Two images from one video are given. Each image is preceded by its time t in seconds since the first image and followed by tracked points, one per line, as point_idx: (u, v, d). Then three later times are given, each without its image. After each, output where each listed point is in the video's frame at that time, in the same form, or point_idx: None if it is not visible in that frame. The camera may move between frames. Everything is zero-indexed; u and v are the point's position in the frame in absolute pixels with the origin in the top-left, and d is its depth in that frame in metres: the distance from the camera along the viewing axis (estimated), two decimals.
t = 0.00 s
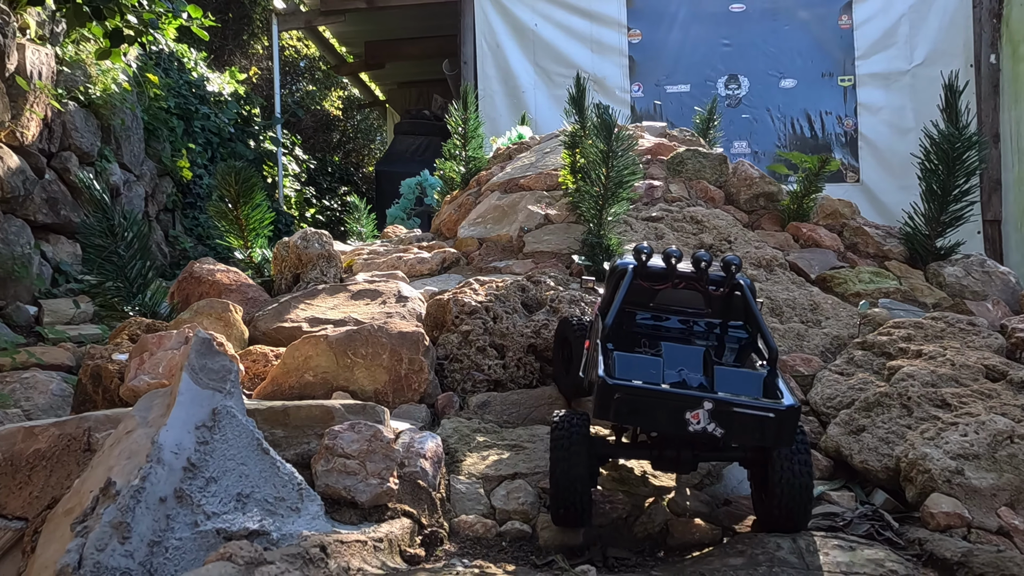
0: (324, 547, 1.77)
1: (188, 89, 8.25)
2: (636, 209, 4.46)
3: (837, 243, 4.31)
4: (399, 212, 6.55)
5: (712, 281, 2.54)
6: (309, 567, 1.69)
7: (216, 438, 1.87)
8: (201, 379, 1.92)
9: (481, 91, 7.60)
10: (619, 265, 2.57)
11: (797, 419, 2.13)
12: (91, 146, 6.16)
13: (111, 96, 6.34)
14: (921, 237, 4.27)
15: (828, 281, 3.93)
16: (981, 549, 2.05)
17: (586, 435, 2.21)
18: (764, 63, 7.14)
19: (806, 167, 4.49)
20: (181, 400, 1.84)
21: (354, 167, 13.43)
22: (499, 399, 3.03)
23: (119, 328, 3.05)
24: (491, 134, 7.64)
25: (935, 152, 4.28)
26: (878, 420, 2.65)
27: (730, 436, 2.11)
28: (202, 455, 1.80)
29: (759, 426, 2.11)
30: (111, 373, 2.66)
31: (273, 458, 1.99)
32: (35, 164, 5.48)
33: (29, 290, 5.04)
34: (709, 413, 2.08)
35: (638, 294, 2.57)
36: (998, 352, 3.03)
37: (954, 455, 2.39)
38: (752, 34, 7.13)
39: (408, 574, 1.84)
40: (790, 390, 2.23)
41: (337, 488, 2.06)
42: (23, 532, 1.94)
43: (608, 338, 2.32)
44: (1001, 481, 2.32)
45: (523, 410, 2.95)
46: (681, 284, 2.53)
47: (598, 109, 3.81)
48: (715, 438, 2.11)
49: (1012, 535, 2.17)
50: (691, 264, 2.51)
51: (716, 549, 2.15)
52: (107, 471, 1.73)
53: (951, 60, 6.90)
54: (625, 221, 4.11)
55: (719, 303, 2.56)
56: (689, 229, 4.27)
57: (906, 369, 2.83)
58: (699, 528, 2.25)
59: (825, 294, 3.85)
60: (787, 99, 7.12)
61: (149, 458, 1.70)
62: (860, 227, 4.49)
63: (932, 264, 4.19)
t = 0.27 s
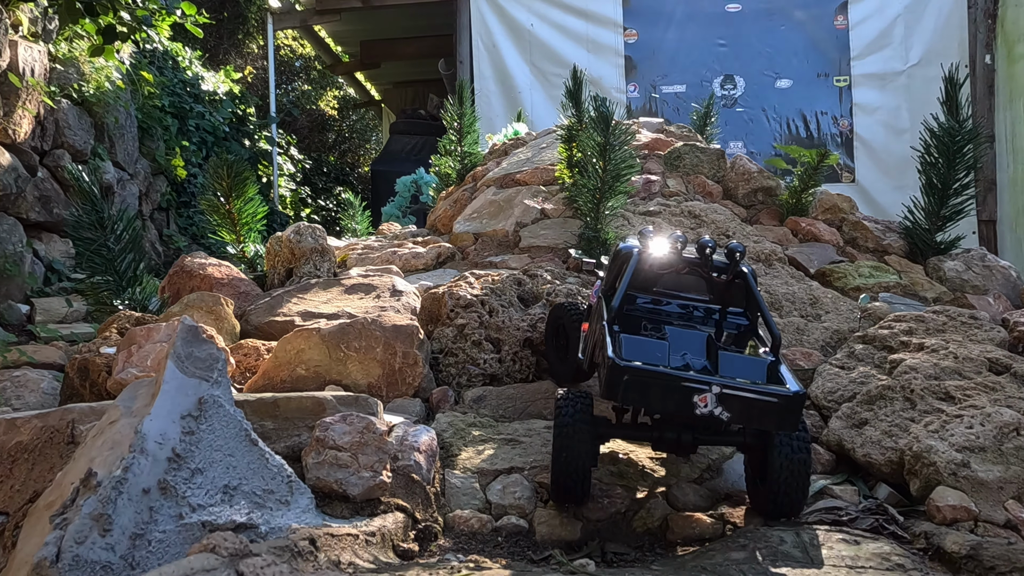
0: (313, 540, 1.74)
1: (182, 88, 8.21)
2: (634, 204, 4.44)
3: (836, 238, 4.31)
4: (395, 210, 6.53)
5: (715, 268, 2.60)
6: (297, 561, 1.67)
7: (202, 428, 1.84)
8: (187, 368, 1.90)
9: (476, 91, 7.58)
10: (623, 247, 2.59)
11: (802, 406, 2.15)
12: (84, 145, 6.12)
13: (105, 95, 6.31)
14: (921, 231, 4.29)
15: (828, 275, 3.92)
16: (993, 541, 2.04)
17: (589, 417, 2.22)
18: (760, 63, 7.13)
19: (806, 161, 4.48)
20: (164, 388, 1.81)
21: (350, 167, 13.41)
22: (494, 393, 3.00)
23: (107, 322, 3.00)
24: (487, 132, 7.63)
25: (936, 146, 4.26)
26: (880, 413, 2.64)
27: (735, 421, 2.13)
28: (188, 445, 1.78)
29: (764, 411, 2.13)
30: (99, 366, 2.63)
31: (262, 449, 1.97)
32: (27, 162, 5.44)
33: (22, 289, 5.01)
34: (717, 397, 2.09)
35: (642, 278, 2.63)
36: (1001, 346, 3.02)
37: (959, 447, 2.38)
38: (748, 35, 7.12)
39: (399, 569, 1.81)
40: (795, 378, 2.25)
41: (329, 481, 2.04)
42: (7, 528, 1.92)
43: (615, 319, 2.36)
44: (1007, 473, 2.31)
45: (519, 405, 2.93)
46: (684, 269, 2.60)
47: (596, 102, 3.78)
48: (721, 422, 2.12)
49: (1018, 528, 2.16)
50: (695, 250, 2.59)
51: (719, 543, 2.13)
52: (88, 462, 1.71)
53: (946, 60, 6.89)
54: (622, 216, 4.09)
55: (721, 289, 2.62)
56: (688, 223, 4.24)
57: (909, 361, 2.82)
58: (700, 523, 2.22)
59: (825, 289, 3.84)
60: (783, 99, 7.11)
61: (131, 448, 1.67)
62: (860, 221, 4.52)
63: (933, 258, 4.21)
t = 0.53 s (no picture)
0: (299, 530, 1.73)
1: (177, 87, 8.17)
2: (631, 197, 4.42)
3: (834, 231, 4.30)
4: (390, 208, 6.51)
5: (723, 254, 2.59)
6: (282, 550, 1.65)
7: (185, 415, 1.81)
8: (172, 354, 1.86)
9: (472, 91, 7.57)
10: (632, 228, 2.59)
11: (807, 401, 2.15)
12: (77, 143, 6.08)
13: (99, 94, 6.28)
14: (920, 225, 4.29)
15: (826, 269, 3.91)
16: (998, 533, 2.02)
17: (590, 400, 2.24)
18: (756, 64, 7.12)
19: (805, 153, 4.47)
20: (147, 373, 1.78)
21: (345, 167, 13.38)
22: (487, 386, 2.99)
23: (95, 315, 3.00)
24: (482, 129, 7.62)
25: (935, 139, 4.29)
26: (880, 404, 2.63)
27: (738, 411, 2.15)
28: (170, 434, 1.75)
29: (769, 403, 2.14)
30: (85, 359, 2.61)
31: (248, 438, 1.93)
32: (20, 160, 5.41)
33: (15, 287, 4.97)
34: (721, 386, 2.12)
35: (648, 259, 2.61)
36: (1001, 338, 3.02)
37: (962, 438, 2.36)
38: (744, 35, 7.11)
39: (389, 560, 1.80)
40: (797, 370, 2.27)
41: (317, 472, 2.00)
42: None
43: (622, 300, 2.37)
44: (1010, 464, 2.29)
45: (514, 398, 2.91)
46: (692, 254, 2.59)
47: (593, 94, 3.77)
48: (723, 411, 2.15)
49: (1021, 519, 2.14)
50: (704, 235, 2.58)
51: (717, 537, 2.12)
52: (68, 450, 1.68)
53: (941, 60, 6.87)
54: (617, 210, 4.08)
55: (726, 276, 2.61)
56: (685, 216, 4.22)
57: (909, 353, 2.81)
58: (698, 516, 2.21)
59: (823, 283, 3.83)
60: (778, 100, 7.11)
61: (111, 435, 1.64)
62: (857, 216, 4.49)
63: (931, 251, 4.21)
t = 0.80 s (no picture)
0: (287, 525, 1.69)
1: (172, 86, 8.13)
2: (629, 193, 4.41)
3: (833, 227, 4.29)
4: (386, 206, 6.49)
5: (724, 241, 2.64)
6: (269, 545, 1.61)
7: (170, 407, 1.79)
8: (157, 344, 1.83)
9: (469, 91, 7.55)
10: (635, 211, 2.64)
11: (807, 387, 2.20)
12: (72, 141, 6.05)
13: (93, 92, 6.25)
14: (920, 220, 4.28)
15: (825, 265, 3.90)
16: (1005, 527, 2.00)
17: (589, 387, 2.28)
18: (752, 65, 7.12)
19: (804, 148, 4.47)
20: (130, 363, 1.75)
21: (342, 168, 13.35)
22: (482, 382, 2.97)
23: (84, 308, 2.95)
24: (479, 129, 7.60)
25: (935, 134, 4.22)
26: (883, 398, 2.62)
27: (740, 396, 2.19)
28: (153, 426, 1.73)
29: (770, 388, 2.18)
30: (73, 353, 2.58)
31: (236, 430, 1.92)
32: (13, 158, 5.38)
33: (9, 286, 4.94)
34: (725, 371, 2.15)
35: (650, 243, 2.66)
36: (1004, 333, 3.00)
37: (968, 432, 2.35)
38: (740, 36, 7.12)
39: (381, 557, 1.78)
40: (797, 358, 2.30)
41: (308, 467, 1.98)
42: None
43: (625, 284, 2.40)
44: (1016, 458, 2.28)
45: (510, 394, 2.89)
46: (693, 238, 2.64)
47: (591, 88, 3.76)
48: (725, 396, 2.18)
49: None
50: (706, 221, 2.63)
51: (719, 532, 2.10)
52: (48, 442, 1.66)
53: (937, 61, 6.85)
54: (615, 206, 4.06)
55: (726, 261, 2.66)
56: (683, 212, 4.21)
57: (912, 347, 2.79)
58: (698, 512, 2.19)
59: (823, 278, 3.82)
60: (774, 101, 7.11)
61: (92, 427, 1.62)
62: (857, 212, 4.52)
63: (931, 247, 4.21)
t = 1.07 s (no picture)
0: (280, 523, 1.66)
1: (167, 85, 8.09)
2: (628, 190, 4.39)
3: (835, 223, 4.28)
4: (382, 205, 6.46)
5: (728, 230, 2.64)
6: (260, 543, 1.57)
7: (159, 401, 1.76)
8: (145, 336, 1.80)
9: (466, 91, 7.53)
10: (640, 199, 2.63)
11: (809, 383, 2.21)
12: (66, 140, 6.01)
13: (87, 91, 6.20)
14: (922, 216, 4.29)
15: (827, 261, 3.89)
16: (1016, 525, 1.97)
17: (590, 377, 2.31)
18: (749, 66, 7.12)
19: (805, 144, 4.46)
20: (118, 355, 1.73)
21: (338, 168, 13.32)
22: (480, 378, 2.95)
23: (75, 304, 2.94)
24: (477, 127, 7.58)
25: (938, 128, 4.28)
26: (889, 395, 2.60)
27: (743, 389, 2.20)
28: (142, 420, 1.70)
29: (774, 383, 2.19)
30: (63, 349, 2.55)
31: (228, 425, 1.90)
32: (7, 156, 5.34)
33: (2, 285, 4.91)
34: (730, 366, 2.16)
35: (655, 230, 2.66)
36: (1009, 329, 2.99)
37: (977, 428, 2.33)
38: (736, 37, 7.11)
39: (378, 556, 1.76)
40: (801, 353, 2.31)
41: (302, 464, 1.96)
42: None
43: (631, 273, 2.42)
44: None
45: (509, 391, 2.87)
46: (697, 227, 2.63)
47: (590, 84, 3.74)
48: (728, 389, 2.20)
49: None
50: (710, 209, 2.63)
51: (723, 530, 2.08)
52: (33, 436, 1.64)
53: (933, 62, 6.85)
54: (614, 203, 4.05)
55: (728, 251, 2.67)
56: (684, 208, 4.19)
57: (919, 343, 2.78)
58: (702, 509, 2.18)
59: (824, 274, 3.81)
60: (771, 101, 7.11)
61: (77, 421, 1.59)
62: (858, 207, 4.51)
63: (934, 244, 4.21)
